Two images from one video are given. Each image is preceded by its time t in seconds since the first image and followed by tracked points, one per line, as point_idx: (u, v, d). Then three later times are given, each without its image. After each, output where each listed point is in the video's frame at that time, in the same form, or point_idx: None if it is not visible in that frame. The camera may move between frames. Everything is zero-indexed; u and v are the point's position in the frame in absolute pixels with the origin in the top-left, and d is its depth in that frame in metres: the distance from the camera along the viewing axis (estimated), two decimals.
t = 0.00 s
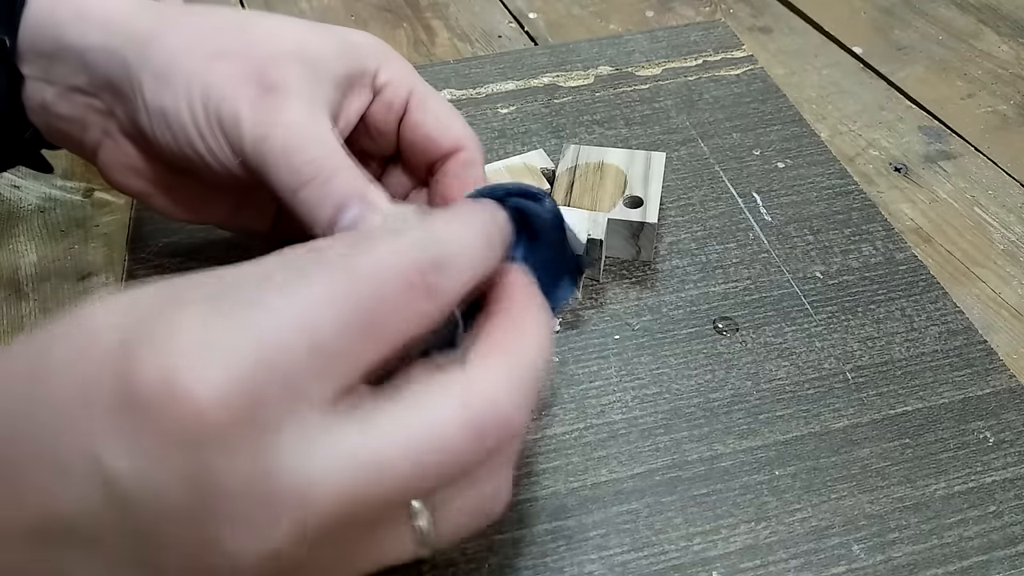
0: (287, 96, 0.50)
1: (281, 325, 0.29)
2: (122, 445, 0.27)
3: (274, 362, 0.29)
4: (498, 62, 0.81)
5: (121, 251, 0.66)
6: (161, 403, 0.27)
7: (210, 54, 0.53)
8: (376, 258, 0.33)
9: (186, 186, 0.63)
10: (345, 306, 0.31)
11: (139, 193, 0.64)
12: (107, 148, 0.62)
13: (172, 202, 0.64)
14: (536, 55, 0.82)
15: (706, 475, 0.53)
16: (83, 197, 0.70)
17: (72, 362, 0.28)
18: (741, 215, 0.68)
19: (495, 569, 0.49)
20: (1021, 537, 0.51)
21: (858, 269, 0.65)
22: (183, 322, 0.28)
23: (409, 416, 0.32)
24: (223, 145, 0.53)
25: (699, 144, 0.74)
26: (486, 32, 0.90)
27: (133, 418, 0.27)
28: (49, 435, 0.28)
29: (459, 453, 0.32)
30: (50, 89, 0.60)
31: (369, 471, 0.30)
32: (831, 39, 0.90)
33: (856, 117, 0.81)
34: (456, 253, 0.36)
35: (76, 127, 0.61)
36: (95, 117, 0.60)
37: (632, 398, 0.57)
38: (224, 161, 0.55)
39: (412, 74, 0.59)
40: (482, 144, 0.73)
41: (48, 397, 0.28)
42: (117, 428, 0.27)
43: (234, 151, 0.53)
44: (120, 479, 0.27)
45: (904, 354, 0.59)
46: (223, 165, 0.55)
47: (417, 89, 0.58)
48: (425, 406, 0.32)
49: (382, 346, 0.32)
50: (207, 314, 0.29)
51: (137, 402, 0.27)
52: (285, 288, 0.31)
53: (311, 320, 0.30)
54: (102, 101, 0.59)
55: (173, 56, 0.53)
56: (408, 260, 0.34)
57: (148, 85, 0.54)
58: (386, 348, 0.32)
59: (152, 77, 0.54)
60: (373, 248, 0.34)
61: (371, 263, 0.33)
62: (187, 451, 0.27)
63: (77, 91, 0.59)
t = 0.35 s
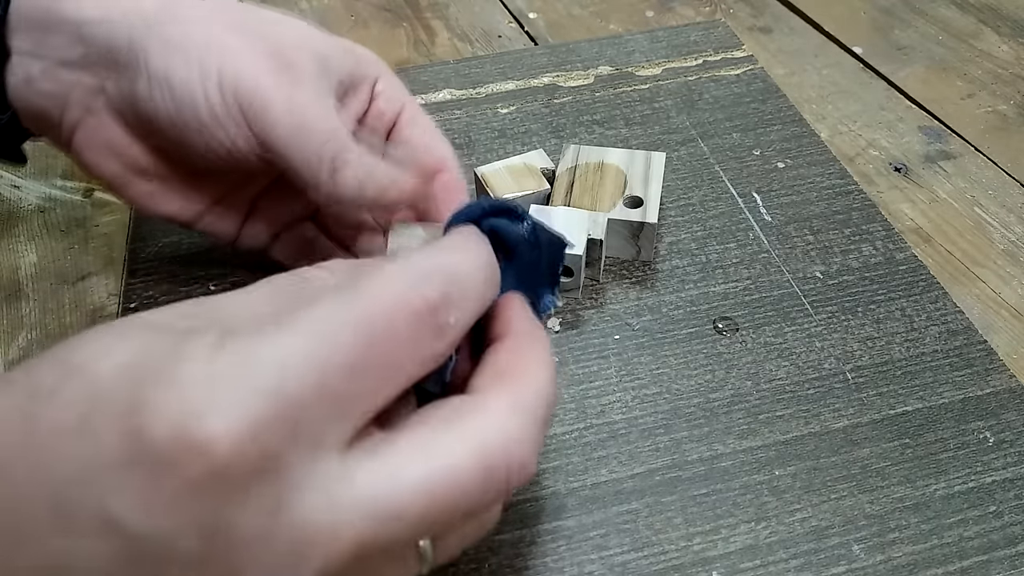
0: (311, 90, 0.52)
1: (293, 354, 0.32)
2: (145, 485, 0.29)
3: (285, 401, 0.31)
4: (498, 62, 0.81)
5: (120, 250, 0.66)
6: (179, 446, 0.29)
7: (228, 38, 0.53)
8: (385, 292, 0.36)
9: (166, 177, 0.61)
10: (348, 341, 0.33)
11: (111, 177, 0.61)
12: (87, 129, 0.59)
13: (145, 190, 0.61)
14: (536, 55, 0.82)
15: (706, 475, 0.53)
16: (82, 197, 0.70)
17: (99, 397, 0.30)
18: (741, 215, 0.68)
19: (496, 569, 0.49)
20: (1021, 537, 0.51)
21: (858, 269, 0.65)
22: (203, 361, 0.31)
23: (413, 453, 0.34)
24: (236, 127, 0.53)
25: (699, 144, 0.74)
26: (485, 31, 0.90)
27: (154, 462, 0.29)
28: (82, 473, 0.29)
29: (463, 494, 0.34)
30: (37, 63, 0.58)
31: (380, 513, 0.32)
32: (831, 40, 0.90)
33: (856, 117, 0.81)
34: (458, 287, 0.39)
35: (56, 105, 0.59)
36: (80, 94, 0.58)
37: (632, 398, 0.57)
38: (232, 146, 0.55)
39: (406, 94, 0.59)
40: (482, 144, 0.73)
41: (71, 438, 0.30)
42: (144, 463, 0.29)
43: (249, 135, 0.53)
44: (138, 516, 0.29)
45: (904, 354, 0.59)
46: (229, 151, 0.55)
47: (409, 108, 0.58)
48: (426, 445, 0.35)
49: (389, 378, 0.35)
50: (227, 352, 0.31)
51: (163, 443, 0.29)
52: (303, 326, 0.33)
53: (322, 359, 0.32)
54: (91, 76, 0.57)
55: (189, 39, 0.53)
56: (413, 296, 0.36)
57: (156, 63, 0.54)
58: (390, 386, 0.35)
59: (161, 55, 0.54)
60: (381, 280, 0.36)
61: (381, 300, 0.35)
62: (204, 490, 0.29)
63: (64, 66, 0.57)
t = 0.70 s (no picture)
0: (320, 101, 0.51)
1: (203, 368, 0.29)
2: (92, 535, 0.28)
3: (207, 419, 0.28)
4: (498, 62, 0.81)
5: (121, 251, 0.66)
6: (117, 491, 0.27)
7: (241, 39, 0.53)
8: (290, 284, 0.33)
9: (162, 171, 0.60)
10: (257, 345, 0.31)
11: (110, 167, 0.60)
12: (92, 112, 0.59)
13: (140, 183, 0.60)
14: (536, 55, 0.82)
15: (706, 475, 0.53)
16: (83, 197, 0.70)
17: (28, 462, 0.29)
18: (741, 215, 0.68)
19: (495, 569, 0.49)
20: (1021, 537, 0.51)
21: (858, 269, 0.65)
22: (114, 394, 0.28)
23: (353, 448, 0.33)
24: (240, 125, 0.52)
25: (699, 144, 0.74)
26: (485, 31, 0.90)
27: (92, 506, 0.28)
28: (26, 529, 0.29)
29: (423, 474, 0.34)
30: (47, 45, 0.57)
31: (339, 506, 0.31)
32: (831, 39, 0.90)
33: (856, 117, 0.81)
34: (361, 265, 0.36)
35: (61, 88, 0.58)
36: (88, 79, 0.57)
37: (632, 398, 0.57)
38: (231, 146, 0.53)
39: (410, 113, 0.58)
40: (482, 144, 0.73)
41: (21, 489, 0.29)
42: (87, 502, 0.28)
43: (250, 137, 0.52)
44: (98, 563, 0.29)
45: (904, 354, 0.59)
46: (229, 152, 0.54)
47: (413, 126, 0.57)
48: (382, 434, 0.33)
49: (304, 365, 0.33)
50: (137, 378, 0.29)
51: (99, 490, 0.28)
52: (207, 337, 0.31)
53: (234, 362, 0.30)
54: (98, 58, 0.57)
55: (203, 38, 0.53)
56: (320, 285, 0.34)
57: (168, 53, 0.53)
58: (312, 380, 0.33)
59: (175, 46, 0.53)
60: (275, 268, 0.33)
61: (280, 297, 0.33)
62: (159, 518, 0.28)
63: (73, 48, 0.57)
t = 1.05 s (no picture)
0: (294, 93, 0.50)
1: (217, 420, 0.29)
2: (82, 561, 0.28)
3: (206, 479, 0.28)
4: (498, 62, 0.81)
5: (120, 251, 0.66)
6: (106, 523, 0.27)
7: (221, 38, 0.52)
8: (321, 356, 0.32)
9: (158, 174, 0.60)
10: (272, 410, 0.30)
11: (108, 171, 0.60)
12: (90, 120, 0.58)
13: (138, 185, 0.61)
14: (536, 55, 0.82)
15: (706, 475, 0.53)
16: (83, 197, 0.70)
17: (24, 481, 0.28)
18: (741, 215, 0.68)
19: (495, 569, 0.49)
20: (1021, 537, 0.51)
21: (858, 269, 0.65)
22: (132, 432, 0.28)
23: (331, 505, 0.31)
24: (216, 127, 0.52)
25: (699, 144, 0.74)
26: (485, 31, 0.90)
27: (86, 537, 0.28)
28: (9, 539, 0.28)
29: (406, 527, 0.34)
30: (44, 56, 0.57)
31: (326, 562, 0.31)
32: (831, 40, 0.90)
33: (856, 117, 0.81)
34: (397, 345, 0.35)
35: (58, 99, 0.58)
36: (83, 89, 0.57)
37: (632, 398, 0.57)
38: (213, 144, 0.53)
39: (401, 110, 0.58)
40: (482, 144, 0.73)
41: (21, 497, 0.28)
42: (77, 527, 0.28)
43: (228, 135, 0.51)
44: None
45: (904, 354, 0.59)
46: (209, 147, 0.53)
47: (401, 122, 0.57)
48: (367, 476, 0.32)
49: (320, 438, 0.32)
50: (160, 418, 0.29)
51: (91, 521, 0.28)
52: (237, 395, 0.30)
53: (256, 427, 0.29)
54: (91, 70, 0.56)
55: (184, 43, 0.52)
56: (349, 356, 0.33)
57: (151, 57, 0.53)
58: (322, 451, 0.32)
59: (157, 50, 0.52)
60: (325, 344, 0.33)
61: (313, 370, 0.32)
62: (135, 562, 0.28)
63: (65, 61, 0.56)
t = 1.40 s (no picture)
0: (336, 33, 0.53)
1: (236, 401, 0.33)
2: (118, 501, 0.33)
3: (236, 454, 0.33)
4: (498, 62, 0.81)
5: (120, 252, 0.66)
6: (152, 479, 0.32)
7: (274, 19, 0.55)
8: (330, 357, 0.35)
9: (188, 182, 0.59)
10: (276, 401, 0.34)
11: (135, 179, 0.58)
12: (126, 129, 0.57)
13: (166, 195, 0.59)
14: (536, 55, 0.82)
15: (706, 475, 0.53)
16: (82, 197, 0.70)
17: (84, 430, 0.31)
18: (741, 215, 0.68)
19: (495, 569, 0.49)
20: (1021, 537, 0.51)
21: (858, 269, 0.65)
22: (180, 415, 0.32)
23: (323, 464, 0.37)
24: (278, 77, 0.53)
25: (699, 144, 0.74)
26: (485, 32, 0.90)
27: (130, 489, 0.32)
28: (20, 487, 0.33)
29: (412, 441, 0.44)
30: (83, 65, 0.56)
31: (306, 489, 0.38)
32: (831, 40, 0.90)
33: (856, 117, 0.81)
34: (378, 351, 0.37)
35: (95, 108, 0.57)
36: (120, 94, 0.56)
37: (632, 398, 0.57)
38: (271, 100, 0.54)
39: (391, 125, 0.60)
40: (482, 144, 0.73)
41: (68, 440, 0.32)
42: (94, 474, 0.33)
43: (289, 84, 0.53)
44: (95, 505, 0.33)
45: (904, 354, 0.59)
46: (264, 105, 0.54)
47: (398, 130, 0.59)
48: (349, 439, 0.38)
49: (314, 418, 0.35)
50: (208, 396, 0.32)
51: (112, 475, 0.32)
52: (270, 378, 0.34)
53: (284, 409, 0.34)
54: (132, 75, 0.56)
55: (224, 15, 0.55)
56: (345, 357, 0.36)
57: (204, 32, 0.54)
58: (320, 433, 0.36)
59: (208, 24, 0.54)
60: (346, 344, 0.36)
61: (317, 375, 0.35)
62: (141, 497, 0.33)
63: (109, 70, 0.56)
